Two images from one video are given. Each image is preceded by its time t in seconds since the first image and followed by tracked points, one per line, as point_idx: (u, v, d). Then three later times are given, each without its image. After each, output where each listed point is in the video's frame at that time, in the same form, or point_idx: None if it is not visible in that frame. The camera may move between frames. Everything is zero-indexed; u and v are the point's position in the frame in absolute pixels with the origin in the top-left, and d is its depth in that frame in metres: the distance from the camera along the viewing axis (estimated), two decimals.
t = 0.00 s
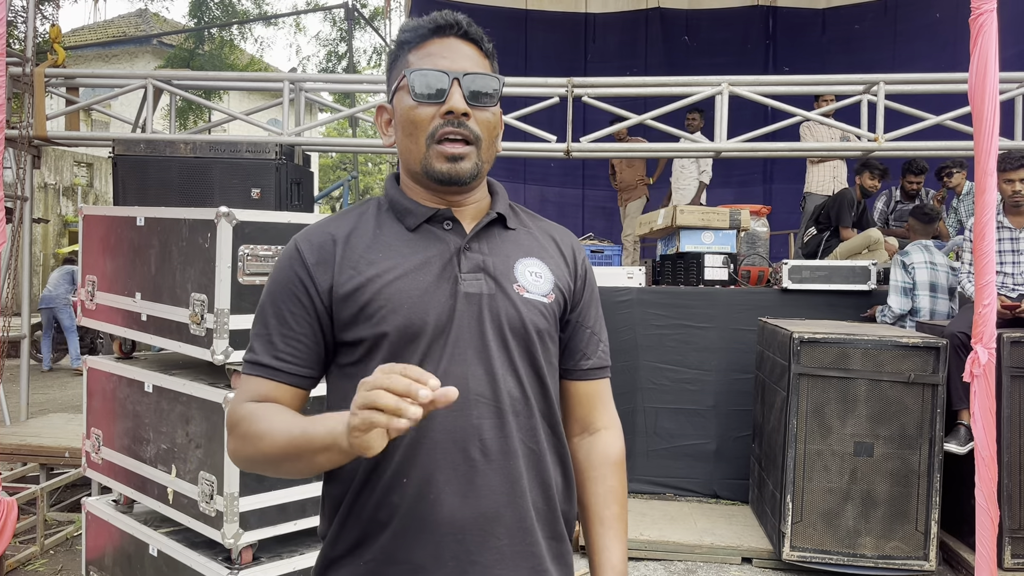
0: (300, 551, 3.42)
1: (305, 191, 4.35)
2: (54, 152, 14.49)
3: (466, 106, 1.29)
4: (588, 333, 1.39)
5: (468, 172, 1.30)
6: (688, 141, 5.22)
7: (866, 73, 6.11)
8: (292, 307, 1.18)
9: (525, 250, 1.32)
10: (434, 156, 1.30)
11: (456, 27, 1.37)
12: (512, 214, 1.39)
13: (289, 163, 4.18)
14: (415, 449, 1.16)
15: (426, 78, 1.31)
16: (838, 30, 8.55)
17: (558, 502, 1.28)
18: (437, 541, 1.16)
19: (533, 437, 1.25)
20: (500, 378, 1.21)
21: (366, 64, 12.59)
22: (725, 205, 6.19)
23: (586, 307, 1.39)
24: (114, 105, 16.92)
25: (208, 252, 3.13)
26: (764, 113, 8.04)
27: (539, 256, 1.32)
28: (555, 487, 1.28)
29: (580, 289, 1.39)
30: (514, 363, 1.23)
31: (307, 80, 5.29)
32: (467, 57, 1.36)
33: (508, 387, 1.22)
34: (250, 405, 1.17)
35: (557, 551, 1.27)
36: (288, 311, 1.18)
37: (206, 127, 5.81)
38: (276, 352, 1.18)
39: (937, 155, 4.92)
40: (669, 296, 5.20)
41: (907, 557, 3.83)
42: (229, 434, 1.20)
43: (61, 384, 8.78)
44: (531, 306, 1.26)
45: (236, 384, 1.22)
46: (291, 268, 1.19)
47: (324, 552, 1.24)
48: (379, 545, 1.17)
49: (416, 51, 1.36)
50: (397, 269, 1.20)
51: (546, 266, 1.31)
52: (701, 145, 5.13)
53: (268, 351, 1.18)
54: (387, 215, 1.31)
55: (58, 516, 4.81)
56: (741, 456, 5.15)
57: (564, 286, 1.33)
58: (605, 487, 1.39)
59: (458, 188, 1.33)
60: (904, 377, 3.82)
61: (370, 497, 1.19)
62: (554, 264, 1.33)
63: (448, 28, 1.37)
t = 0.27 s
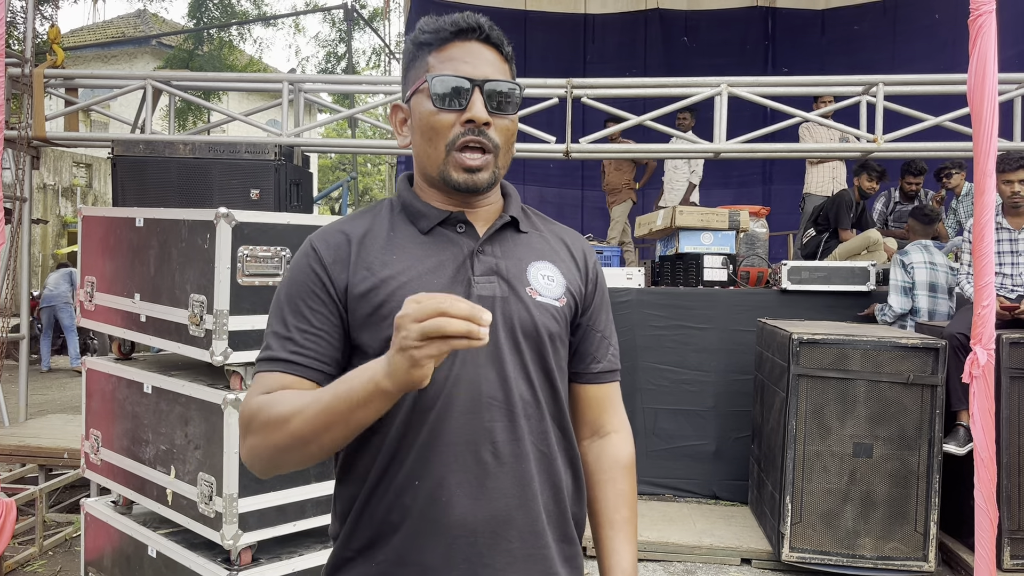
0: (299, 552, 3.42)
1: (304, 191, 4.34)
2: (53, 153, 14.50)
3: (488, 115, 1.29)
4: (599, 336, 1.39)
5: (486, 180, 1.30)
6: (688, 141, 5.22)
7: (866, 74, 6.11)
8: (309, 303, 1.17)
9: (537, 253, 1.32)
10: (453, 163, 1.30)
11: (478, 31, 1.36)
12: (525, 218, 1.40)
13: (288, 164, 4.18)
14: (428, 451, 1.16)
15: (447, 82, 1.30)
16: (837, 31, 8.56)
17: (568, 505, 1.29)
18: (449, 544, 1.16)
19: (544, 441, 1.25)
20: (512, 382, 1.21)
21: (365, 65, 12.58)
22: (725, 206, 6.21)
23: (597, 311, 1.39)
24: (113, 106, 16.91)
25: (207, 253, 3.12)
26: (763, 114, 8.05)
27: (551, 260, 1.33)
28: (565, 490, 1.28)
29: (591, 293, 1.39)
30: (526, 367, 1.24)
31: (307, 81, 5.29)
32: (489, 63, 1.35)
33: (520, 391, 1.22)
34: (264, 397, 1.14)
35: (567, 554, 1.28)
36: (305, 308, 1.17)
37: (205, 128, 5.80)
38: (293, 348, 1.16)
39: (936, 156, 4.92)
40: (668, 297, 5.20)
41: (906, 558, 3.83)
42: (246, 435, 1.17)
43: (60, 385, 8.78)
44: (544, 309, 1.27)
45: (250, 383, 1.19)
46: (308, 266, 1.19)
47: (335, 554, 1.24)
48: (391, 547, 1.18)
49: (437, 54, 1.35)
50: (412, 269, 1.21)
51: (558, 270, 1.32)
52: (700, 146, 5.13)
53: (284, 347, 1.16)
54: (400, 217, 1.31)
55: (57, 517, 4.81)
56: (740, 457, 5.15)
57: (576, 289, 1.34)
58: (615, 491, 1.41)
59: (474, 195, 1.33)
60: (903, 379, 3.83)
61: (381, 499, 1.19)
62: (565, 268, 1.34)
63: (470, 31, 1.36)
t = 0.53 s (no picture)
0: (298, 554, 3.42)
1: (303, 193, 4.34)
2: (52, 154, 14.51)
3: (510, 118, 1.30)
4: (609, 344, 1.42)
5: (507, 182, 1.31)
6: (687, 143, 5.22)
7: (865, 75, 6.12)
8: (328, 306, 1.18)
9: (551, 260, 1.35)
10: (475, 163, 1.30)
11: (501, 33, 1.37)
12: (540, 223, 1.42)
13: (287, 165, 4.18)
14: (445, 456, 1.18)
15: (469, 85, 1.31)
16: (836, 32, 8.56)
17: (579, 511, 1.30)
18: (462, 549, 1.17)
19: (557, 446, 1.27)
20: (529, 388, 1.23)
21: (364, 65, 12.57)
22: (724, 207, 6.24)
23: (607, 318, 1.42)
24: (113, 107, 16.92)
25: (206, 254, 3.12)
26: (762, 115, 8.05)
27: (565, 267, 1.35)
28: (577, 495, 1.30)
29: (603, 300, 1.42)
30: (542, 372, 1.26)
31: (305, 82, 5.29)
32: (511, 66, 1.36)
33: (536, 396, 1.24)
34: (280, 403, 1.15)
35: (578, 559, 1.29)
36: (323, 312, 1.17)
37: (204, 129, 5.80)
38: (310, 352, 1.17)
39: (936, 157, 4.93)
40: (667, 298, 5.20)
41: (905, 560, 3.83)
42: (260, 439, 1.18)
43: (59, 386, 8.77)
44: (559, 316, 1.29)
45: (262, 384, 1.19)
46: (325, 268, 1.19)
47: (348, 557, 1.25)
48: (406, 552, 1.19)
49: (458, 56, 1.36)
50: (431, 275, 1.22)
51: (573, 277, 1.34)
52: (699, 147, 5.14)
53: (301, 351, 1.17)
54: (417, 219, 1.32)
55: (55, 519, 4.81)
56: (739, 458, 5.15)
57: (589, 297, 1.36)
58: (617, 498, 1.40)
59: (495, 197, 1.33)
60: (901, 380, 3.83)
61: (396, 503, 1.20)
62: (580, 275, 1.36)
63: (492, 33, 1.37)
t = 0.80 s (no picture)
0: (297, 555, 3.42)
1: (302, 194, 4.34)
2: (52, 155, 14.53)
3: (507, 107, 1.31)
4: (622, 345, 1.42)
5: (510, 173, 1.32)
6: (686, 143, 5.22)
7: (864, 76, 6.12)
8: (339, 304, 1.18)
9: (565, 260, 1.35)
10: (478, 157, 1.31)
11: (498, 29, 1.39)
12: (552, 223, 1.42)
13: (286, 166, 4.18)
14: (461, 454, 1.18)
15: (468, 79, 1.33)
16: (835, 33, 8.58)
17: (595, 512, 1.30)
18: (480, 548, 1.17)
19: (573, 446, 1.27)
20: (544, 387, 1.23)
21: (364, 66, 12.58)
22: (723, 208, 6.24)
23: (621, 319, 1.43)
24: (112, 107, 16.94)
25: (205, 255, 3.12)
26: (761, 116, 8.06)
27: (579, 266, 1.35)
28: (592, 496, 1.30)
29: (616, 301, 1.42)
30: (558, 371, 1.26)
31: (304, 84, 5.29)
32: (510, 60, 1.37)
33: (551, 395, 1.24)
34: (291, 400, 1.15)
35: (594, 561, 1.29)
36: (334, 310, 1.18)
37: (203, 130, 5.81)
38: (320, 351, 1.17)
39: (935, 158, 4.93)
40: (667, 299, 5.21)
41: (905, 561, 3.83)
42: (268, 434, 1.18)
43: (58, 387, 8.76)
44: (574, 314, 1.29)
45: (272, 381, 1.20)
46: (337, 265, 1.20)
47: (361, 557, 1.25)
48: (420, 551, 1.18)
49: (457, 55, 1.38)
50: (444, 272, 1.22)
51: (587, 276, 1.35)
52: (698, 148, 5.14)
53: (311, 349, 1.17)
54: (430, 217, 1.33)
55: (54, 520, 4.81)
56: (738, 459, 5.15)
57: (602, 297, 1.37)
58: (633, 500, 1.41)
59: (501, 189, 1.34)
60: (900, 381, 3.83)
61: (411, 502, 1.20)
62: (593, 275, 1.37)
63: (489, 31, 1.39)
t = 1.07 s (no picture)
0: (298, 556, 3.42)
1: (302, 195, 4.34)
2: (51, 157, 14.54)
3: (505, 106, 1.32)
4: (634, 347, 1.42)
5: (513, 173, 1.33)
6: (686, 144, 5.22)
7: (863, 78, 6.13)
8: (348, 309, 1.20)
9: (575, 261, 1.35)
10: (480, 159, 1.33)
11: (496, 31, 1.40)
12: (563, 224, 1.43)
13: (286, 167, 4.18)
14: (468, 455, 1.19)
15: (467, 81, 1.35)
16: (834, 35, 8.59)
17: (605, 514, 1.30)
18: (486, 549, 1.18)
19: (582, 448, 1.27)
20: (552, 389, 1.23)
21: (363, 67, 12.57)
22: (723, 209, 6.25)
23: (633, 321, 1.42)
24: (111, 108, 16.94)
25: (204, 256, 3.12)
26: (760, 117, 8.07)
27: (589, 268, 1.35)
28: (602, 498, 1.30)
29: (627, 303, 1.42)
30: (566, 373, 1.26)
31: (304, 85, 5.29)
32: (509, 60, 1.38)
33: (559, 397, 1.24)
34: (300, 408, 1.17)
35: (603, 563, 1.29)
36: (343, 314, 1.20)
37: (202, 132, 5.81)
38: (330, 356, 1.19)
39: (934, 159, 4.93)
40: (666, 300, 5.21)
41: (904, 562, 3.84)
42: (280, 438, 1.21)
43: (57, 389, 8.76)
44: (583, 316, 1.29)
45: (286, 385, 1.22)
46: (347, 271, 1.22)
47: (370, 557, 1.26)
48: (428, 553, 1.20)
49: (457, 58, 1.40)
50: (452, 276, 1.23)
51: (597, 278, 1.34)
52: (698, 150, 5.14)
53: (322, 354, 1.20)
54: (440, 220, 1.34)
55: (54, 521, 4.81)
56: (738, 460, 5.15)
57: (613, 298, 1.36)
58: (647, 502, 1.41)
59: (505, 191, 1.35)
60: (900, 382, 3.83)
61: (419, 503, 1.21)
62: (604, 277, 1.37)
63: (487, 33, 1.40)
